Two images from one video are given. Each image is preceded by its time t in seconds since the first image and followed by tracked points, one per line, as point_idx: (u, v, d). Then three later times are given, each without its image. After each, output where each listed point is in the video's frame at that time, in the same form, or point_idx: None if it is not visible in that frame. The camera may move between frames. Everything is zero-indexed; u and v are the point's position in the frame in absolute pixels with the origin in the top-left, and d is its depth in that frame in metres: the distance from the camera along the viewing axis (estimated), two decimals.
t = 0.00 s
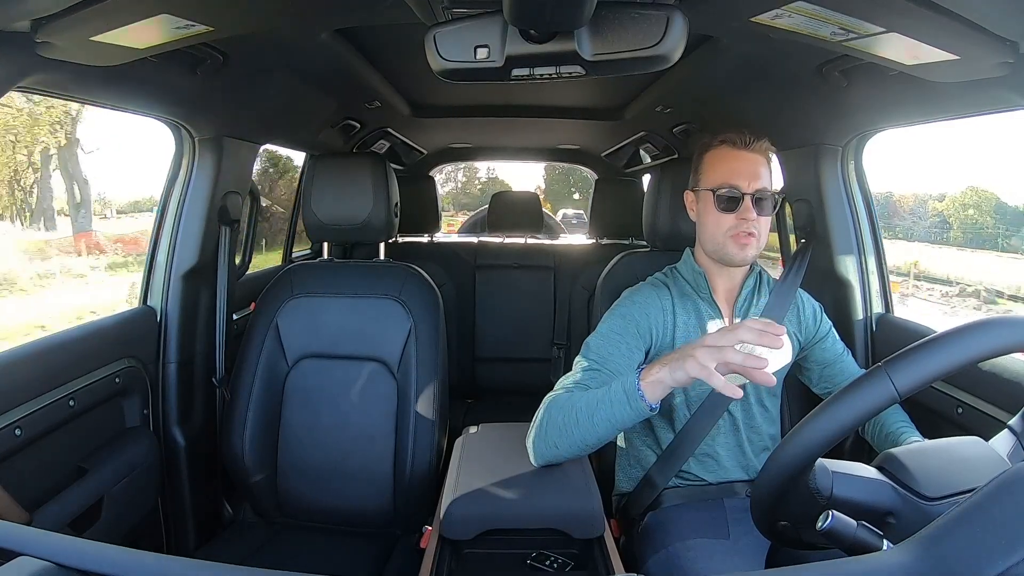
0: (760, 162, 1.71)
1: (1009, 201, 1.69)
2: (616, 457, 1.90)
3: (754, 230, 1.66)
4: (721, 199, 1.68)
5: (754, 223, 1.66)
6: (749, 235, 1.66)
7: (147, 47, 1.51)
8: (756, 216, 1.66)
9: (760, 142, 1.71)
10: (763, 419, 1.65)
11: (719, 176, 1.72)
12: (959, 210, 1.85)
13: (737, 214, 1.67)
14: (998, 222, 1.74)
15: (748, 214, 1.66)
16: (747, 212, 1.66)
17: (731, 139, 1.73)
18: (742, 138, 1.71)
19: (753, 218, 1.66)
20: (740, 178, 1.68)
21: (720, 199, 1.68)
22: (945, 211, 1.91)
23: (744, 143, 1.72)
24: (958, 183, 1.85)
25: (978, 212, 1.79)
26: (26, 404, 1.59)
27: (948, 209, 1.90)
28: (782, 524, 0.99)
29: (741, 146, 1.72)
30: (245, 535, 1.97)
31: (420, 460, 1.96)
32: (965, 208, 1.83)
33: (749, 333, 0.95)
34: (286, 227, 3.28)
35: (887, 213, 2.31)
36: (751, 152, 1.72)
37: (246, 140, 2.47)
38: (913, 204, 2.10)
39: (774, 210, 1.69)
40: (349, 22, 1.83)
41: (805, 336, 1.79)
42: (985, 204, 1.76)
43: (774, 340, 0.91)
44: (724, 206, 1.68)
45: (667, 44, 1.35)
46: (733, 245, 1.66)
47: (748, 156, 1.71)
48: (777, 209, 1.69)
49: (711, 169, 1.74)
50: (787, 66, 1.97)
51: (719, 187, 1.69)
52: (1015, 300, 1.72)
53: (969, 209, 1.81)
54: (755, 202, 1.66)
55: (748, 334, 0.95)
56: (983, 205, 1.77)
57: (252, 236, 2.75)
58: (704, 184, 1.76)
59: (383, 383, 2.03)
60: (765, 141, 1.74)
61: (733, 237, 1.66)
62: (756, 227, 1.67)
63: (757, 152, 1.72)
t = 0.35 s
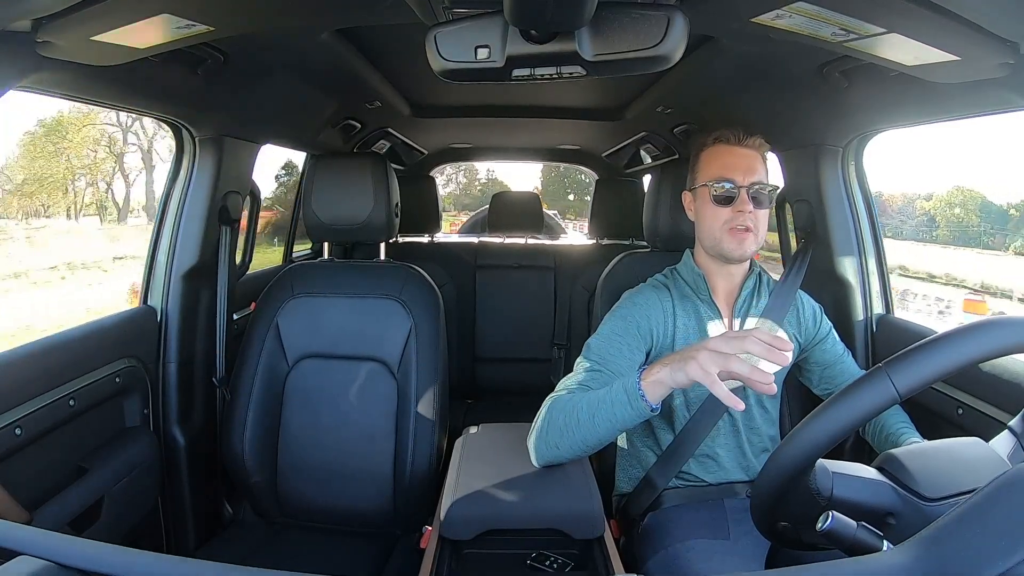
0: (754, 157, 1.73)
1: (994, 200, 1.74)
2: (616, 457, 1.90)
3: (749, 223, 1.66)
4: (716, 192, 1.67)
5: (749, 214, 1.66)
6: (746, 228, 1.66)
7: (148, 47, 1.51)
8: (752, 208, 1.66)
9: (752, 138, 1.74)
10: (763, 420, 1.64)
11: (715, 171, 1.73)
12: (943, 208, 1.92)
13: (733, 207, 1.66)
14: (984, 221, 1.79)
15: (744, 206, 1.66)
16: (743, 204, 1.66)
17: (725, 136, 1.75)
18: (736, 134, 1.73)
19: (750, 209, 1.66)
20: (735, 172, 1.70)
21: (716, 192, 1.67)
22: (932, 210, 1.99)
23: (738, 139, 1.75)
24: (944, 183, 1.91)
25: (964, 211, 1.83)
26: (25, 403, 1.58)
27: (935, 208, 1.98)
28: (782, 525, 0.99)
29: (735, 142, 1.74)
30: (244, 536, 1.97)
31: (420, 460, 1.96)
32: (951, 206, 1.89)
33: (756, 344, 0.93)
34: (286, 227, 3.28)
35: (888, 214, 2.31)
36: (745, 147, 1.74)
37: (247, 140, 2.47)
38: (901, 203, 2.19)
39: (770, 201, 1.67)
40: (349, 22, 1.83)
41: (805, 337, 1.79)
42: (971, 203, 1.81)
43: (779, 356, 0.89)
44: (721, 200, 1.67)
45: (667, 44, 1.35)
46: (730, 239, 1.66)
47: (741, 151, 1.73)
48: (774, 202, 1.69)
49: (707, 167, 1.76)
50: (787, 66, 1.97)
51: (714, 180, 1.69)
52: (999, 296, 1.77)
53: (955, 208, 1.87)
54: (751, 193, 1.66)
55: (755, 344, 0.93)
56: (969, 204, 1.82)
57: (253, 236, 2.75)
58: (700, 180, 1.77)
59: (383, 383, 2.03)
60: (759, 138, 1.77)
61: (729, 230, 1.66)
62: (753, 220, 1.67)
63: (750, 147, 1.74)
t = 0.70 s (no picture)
0: (752, 156, 1.73)
1: (978, 200, 1.76)
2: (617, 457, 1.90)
3: (745, 223, 1.66)
4: (711, 192, 1.67)
5: (745, 215, 1.66)
6: (742, 228, 1.66)
7: (147, 48, 1.51)
8: (747, 208, 1.66)
9: (752, 139, 1.74)
10: (763, 420, 1.64)
11: (711, 171, 1.73)
12: (929, 207, 1.99)
13: (728, 207, 1.66)
14: (969, 222, 1.81)
15: (740, 206, 1.66)
16: (738, 204, 1.66)
17: (724, 137, 1.76)
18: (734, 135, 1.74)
19: (745, 210, 1.66)
20: (730, 172, 1.70)
21: (713, 193, 1.68)
22: (918, 210, 2.07)
23: (736, 140, 1.75)
24: (931, 183, 1.97)
25: (950, 210, 1.87)
26: (26, 405, 1.58)
27: (920, 208, 2.05)
28: (783, 524, 0.99)
29: (732, 142, 1.74)
30: (245, 536, 1.97)
31: (421, 461, 1.96)
32: (938, 206, 1.93)
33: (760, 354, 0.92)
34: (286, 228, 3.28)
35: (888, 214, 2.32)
36: (742, 147, 1.73)
37: (247, 141, 2.47)
38: (890, 203, 2.27)
39: (764, 199, 1.67)
40: (349, 23, 1.83)
41: (807, 337, 1.80)
42: (956, 202, 1.85)
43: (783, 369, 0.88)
44: (717, 201, 1.67)
45: (667, 44, 1.35)
46: (728, 239, 1.66)
47: (735, 151, 1.72)
48: (770, 201, 1.68)
49: (705, 167, 1.76)
50: (787, 65, 1.97)
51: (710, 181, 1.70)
52: (982, 293, 1.79)
53: (941, 207, 1.91)
54: (746, 193, 1.66)
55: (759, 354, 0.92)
56: (954, 204, 1.86)
57: (253, 237, 2.75)
58: (697, 180, 1.77)
59: (384, 383, 2.03)
60: (758, 138, 1.77)
61: (726, 230, 1.66)
62: (749, 220, 1.67)
63: (749, 147, 1.74)
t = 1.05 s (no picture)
0: (747, 157, 1.73)
1: (965, 199, 1.81)
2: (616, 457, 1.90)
3: (745, 223, 1.66)
4: (711, 194, 1.67)
5: (745, 215, 1.66)
6: (741, 228, 1.66)
7: (148, 47, 1.51)
8: (747, 208, 1.66)
9: (744, 140, 1.74)
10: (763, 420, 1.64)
11: (709, 173, 1.73)
12: (917, 207, 2.07)
13: (728, 208, 1.66)
14: (954, 219, 1.87)
15: (739, 207, 1.66)
16: (738, 205, 1.66)
17: (712, 139, 1.76)
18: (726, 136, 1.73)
19: (744, 210, 1.66)
20: (729, 173, 1.70)
21: (712, 194, 1.67)
22: (905, 209, 2.16)
23: (728, 140, 1.75)
24: (919, 183, 2.04)
25: (935, 209, 1.96)
26: (26, 404, 1.59)
27: (907, 207, 2.15)
28: (782, 524, 0.98)
29: (725, 144, 1.74)
30: (245, 535, 1.97)
31: (420, 460, 1.96)
32: (926, 206, 2.01)
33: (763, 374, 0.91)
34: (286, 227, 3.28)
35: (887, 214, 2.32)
36: (738, 148, 1.74)
37: (246, 141, 2.47)
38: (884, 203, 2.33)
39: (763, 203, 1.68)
40: (349, 23, 1.83)
41: (805, 336, 1.80)
42: (942, 202, 1.92)
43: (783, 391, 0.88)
44: (716, 202, 1.67)
45: (667, 43, 1.35)
46: (727, 239, 1.66)
47: (733, 152, 1.72)
48: (768, 202, 1.69)
49: (699, 169, 1.76)
50: (787, 65, 1.97)
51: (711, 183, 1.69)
52: (967, 290, 1.86)
53: (929, 207, 1.98)
54: (745, 193, 1.66)
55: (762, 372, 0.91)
56: (939, 203, 1.93)
57: (252, 236, 2.75)
58: (694, 182, 1.77)
59: (384, 382, 2.03)
60: (749, 138, 1.77)
61: (726, 231, 1.66)
62: (748, 220, 1.67)
63: (744, 148, 1.74)
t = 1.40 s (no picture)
0: (748, 156, 1.74)
1: (951, 199, 1.84)
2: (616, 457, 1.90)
3: (747, 222, 1.66)
4: (713, 193, 1.68)
5: (746, 214, 1.67)
6: (742, 227, 1.66)
7: (147, 47, 1.51)
8: (750, 208, 1.66)
9: (747, 138, 1.75)
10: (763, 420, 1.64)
11: (711, 172, 1.73)
12: (905, 209, 2.14)
13: (730, 207, 1.66)
14: (941, 219, 1.91)
15: (741, 206, 1.66)
16: (740, 204, 1.66)
17: (718, 137, 1.76)
18: (729, 134, 1.74)
19: (746, 210, 1.66)
20: (731, 173, 1.70)
21: (715, 193, 1.68)
22: (894, 210, 2.24)
23: (732, 139, 1.75)
24: (907, 184, 2.11)
25: (921, 209, 2.03)
26: (25, 405, 1.58)
27: (897, 208, 2.22)
28: (782, 522, 0.99)
29: (728, 143, 1.74)
30: (245, 536, 1.98)
31: (420, 461, 1.96)
32: (914, 206, 2.08)
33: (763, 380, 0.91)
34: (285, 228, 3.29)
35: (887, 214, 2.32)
36: (739, 147, 1.74)
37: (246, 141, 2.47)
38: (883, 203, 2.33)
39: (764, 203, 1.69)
40: (348, 23, 1.83)
41: (804, 335, 1.80)
42: (928, 202, 1.99)
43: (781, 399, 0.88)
44: (717, 201, 1.67)
45: (666, 44, 1.35)
46: (728, 239, 1.66)
47: (735, 151, 1.73)
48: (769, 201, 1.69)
49: (700, 169, 1.77)
50: (786, 65, 1.98)
51: (713, 182, 1.69)
52: (960, 289, 1.87)
53: (916, 207, 2.05)
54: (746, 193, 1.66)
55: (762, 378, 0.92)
56: (925, 204, 2.00)
57: (252, 236, 2.75)
58: (696, 181, 1.77)
59: (383, 383, 2.03)
60: (752, 138, 1.77)
61: (727, 230, 1.66)
62: (749, 219, 1.67)
63: (745, 147, 1.74)
